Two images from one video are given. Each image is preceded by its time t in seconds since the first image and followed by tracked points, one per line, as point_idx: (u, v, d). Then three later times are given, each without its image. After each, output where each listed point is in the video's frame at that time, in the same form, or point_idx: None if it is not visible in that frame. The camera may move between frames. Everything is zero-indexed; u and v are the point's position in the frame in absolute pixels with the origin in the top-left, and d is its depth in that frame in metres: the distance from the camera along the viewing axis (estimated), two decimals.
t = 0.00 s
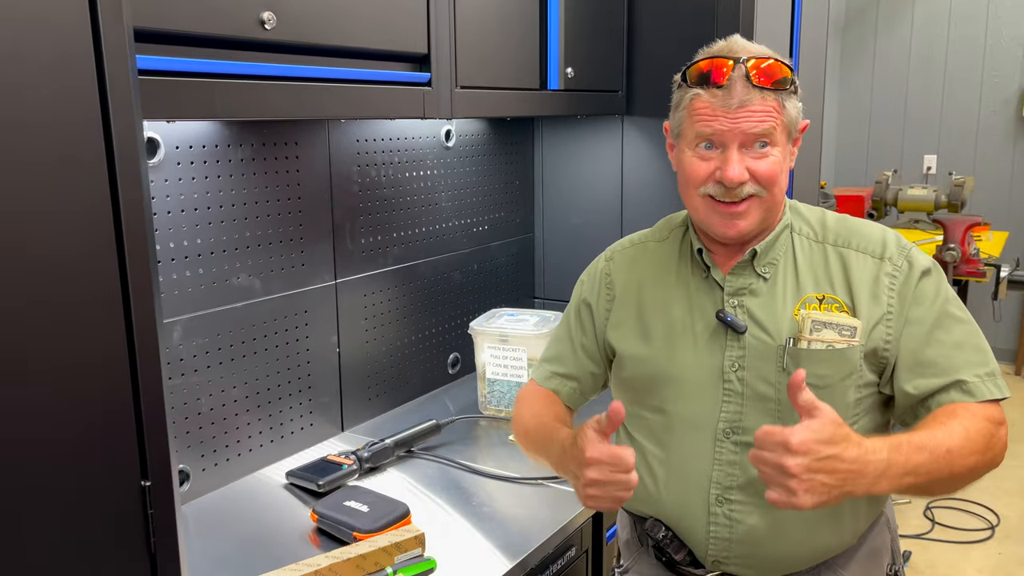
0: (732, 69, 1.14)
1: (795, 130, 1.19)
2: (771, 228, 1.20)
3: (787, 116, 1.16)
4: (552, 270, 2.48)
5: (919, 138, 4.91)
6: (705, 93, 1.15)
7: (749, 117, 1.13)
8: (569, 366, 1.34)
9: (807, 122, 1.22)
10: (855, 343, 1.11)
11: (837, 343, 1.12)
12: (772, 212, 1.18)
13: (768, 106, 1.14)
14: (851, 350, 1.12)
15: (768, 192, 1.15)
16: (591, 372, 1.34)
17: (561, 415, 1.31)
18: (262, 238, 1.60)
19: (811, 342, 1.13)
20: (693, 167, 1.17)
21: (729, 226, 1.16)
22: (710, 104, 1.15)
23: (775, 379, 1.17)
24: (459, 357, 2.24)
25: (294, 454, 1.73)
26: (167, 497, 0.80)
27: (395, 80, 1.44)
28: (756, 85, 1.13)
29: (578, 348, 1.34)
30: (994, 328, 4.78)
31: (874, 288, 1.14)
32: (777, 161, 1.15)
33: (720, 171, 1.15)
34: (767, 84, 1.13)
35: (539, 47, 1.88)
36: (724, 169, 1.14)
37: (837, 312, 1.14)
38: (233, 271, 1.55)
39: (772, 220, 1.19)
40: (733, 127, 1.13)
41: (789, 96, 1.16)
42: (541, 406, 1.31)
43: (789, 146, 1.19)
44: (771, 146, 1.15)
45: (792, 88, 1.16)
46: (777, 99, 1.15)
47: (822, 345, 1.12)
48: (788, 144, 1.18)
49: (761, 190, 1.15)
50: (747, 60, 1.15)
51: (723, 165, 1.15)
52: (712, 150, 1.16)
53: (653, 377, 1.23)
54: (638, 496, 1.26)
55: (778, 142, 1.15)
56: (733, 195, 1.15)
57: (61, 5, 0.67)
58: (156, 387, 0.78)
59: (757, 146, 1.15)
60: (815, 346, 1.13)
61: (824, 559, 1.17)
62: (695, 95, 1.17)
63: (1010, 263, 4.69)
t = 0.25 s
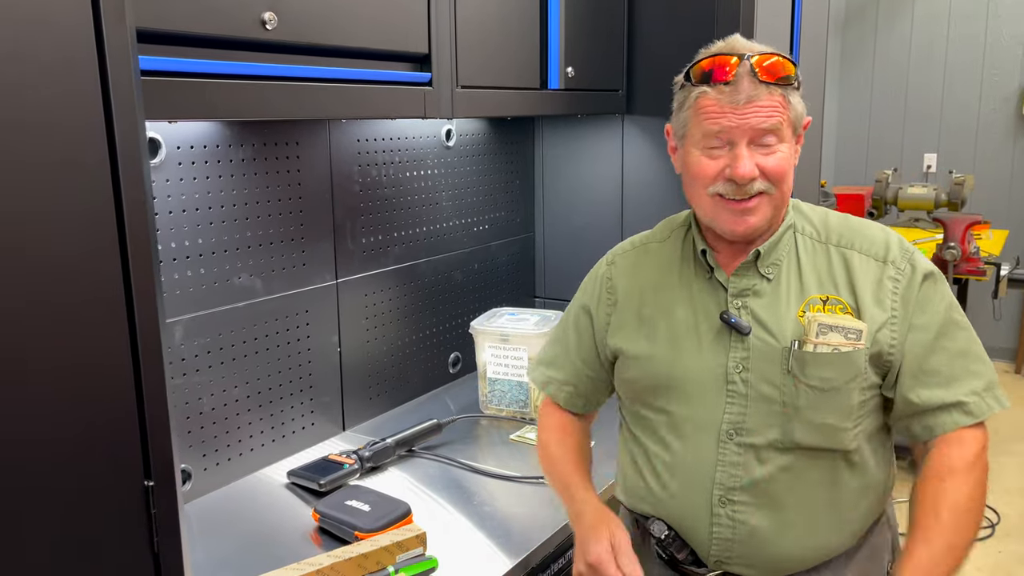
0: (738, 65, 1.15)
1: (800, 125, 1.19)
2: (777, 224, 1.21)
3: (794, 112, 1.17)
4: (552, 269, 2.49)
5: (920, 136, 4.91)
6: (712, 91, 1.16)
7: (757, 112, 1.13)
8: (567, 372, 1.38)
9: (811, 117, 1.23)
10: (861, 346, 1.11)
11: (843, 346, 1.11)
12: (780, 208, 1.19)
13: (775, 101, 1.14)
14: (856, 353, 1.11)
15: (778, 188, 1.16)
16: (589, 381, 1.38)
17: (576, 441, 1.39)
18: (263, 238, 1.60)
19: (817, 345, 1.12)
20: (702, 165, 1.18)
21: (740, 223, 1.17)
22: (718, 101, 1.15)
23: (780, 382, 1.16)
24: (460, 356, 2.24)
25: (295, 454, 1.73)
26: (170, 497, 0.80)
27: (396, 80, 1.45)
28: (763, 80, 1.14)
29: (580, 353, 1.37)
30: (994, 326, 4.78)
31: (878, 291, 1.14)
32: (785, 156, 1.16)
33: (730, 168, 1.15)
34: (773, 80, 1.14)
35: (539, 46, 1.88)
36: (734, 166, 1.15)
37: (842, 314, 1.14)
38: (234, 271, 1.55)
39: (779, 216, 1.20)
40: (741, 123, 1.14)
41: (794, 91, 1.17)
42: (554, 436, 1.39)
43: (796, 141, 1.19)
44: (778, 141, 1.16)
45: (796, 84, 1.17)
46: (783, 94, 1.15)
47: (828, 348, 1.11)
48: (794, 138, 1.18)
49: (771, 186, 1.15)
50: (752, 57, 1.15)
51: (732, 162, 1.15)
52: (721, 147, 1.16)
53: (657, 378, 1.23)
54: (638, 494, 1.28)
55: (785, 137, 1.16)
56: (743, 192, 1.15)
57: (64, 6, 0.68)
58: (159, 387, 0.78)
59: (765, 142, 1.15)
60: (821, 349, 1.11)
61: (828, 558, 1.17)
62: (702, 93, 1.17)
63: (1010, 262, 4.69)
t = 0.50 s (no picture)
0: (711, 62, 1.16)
1: (786, 121, 1.18)
2: (764, 225, 1.22)
3: (775, 107, 1.16)
4: (553, 268, 2.49)
5: (921, 133, 4.91)
6: (687, 88, 1.17)
7: (729, 108, 1.14)
8: (569, 368, 1.43)
9: (802, 112, 1.21)
10: (854, 354, 1.10)
11: (834, 354, 1.10)
12: (764, 204, 1.18)
13: (752, 97, 1.14)
14: (849, 361, 1.10)
15: (756, 184, 1.16)
16: (590, 381, 1.41)
17: (595, 441, 1.44)
18: (265, 237, 1.60)
19: (809, 353, 1.11)
20: (681, 163, 1.20)
21: (718, 220, 1.17)
22: (692, 98, 1.17)
23: (771, 387, 1.16)
24: (461, 355, 2.24)
25: (295, 453, 1.73)
26: (173, 496, 0.80)
27: (396, 79, 1.45)
28: (737, 76, 1.14)
29: (586, 352, 1.41)
30: (995, 324, 4.79)
31: (876, 300, 1.14)
32: (764, 152, 1.15)
33: (705, 165, 1.16)
34: (748, 74, 1.14)
35: (540, 44, 1.88)
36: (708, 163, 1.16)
37: (835, 319, 1.14)
38: (236, 270, 1.55)
39: (764, 212, 1.19)
40: (714, 119, 1.15)
41: (775, 86, 1.16)
42: (574, 437, 1.45)
43: (781, 136, 1.18)
44: (757, 137, 1.15)
45: (778, 78, 1.16)
46: (762, 89, 1.15)
47: (819, 356, 1.10)
48: (777, 134, 1.17)
49: (749, 183, 1.15)
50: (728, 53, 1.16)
51: (707, 158, 1.16)
52: (698, 145, 1.18)
53: (654, 379, 1.25)
54: (635, 491, 1.30)
55: (764, 133, 1.16)
56: (718, 187, 1.16)
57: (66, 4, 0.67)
58: (161, 386, 0.78)
59: (743, 137, 1.15)
60: (813, 357, 1.11)
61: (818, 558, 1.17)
62: (679, 91, 1.19)
63: (1011, 259, 4.69)
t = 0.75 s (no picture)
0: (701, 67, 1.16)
1: (779, 122, 1.18)
2: (761, 225, 1.22)
3: (766, 110, 1.16)
4: (556, 266, 2.49)
5: (922, 132, 4.91)
6: (678, 94, 1.17)
7: (720, 113, 1.14)
8: (579, 372, 1.42)
9: (796, 114, 1.21)
10: (856, 351, 1.10)
11: (838, 351, 1.10)
12: (760, 207, 1.18)
13: (743, 101, 1.14)
14: (851, 358, 1.10)
15: (751, 188, 1.15)
16: (597, 383, 1.41)
17: (602, 444, 1.43)
18: (267, 236, 1.60)
19: (812, 351, 1.10)
20: (675, 167, 1.20)
21: (714, 224, 1.17)
22: (683, 103, 1.17)
23: (774, 384, 1.15)
24: (464, 353, 2.24)
25: (298, 452, 1.73)
26: (177, 496, 0.78)
27: (399, 77, 1.44)
28: (727, 80, 1.14)
29: (589, 353, 1.41)
30: (997, 322, 4.78)
31: (877, 296, 1.14)
32: (757, 155, 1.15)
33: (698, 170, 1.16)
34: (738, 79, 1.14)
35: (542, 42, 1.88)
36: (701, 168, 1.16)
37: (836, 316, 1.14)
38: (238, 269, 1.54)
39: (760, 214, 1.19)
40: (705, 124, 1.15)
41: (766, 89, 1.16)
42: (582, 442, 1.43)
43: (774, 138, 1.18)
44: (749, 140, 1.15)
45: (769, 81, 1.16)
46: (753, 93, 1.15)
47: (823, 354, 1.10)
48: (770, 136, 1.17)
49: (744, 186, 1.15)
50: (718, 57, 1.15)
51: (700, 164, 1.16)
52: (690, 150, 1.18)
53: (658, 378, 1.24)
54: (640, 486, 1.30)
55: (757, 136, 1.16)
56: (713, 192, 1.15)
57: None
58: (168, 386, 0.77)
59: (735, 142, 1.15)
60: (816, 355, 1.10)
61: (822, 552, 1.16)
62: (670, 97, 1.19)
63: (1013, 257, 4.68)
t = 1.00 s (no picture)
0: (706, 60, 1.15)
1: (781, 115, 1.18)
2: (767, 218, 1.21)
3: (770, 103, 1.16)
4: (558, 263, 2.48)
5: (926, 129, 4.89)
6: (682, 86, 1.17)
7: (726, 105, 1.13)
8: (584, 372, 1.42)
9: (797, 107, 1.21)
10: (861, 340, 1.10)
11: (843, 341, 1.10)
12: (764, 200, 1.18)
13: (748, 93, 1.14)
14: (856, 347, 1.10)
15: (756, 180, 1.16)
16: (602, 384, 1.42)
17: (602, 447, 1.43)
18: (270, 233, 1.60)
19: (818, 341, 1.10)
20: (680, 161, 1.19)
21: (721, 217, 1.17)
22: (688, 96, 1.16)
23: (781, 375, 1.16)
24: (466, 350, 2.24)
25: (302, 448, 1.73)
26: (181, 492, 0.78)
27: (402, 73, 1.44)
28: (732, 72, 1.14)
29: (592, 353, 1.41)
30: (1000, 319, 4.77)
31: (879, 284, 1.14)
32: (762, 148, 1.15)
33: (704, 163, 1.16)
34: (743, 71, 1.14)
35: (545, 39, 1.87)
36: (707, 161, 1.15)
37: (840, 306, 1.14)
38: (241, 266, 1.54)
39: (764, 207, 1.19)
40: (711, 117, 1.14)
41: (769, 82, 1.16)
42: (583, 447, 1.43)
43: (777, 131, 1.18)
44: (754, 132, 1.15)
45: (771, 74, 1.16)
46: (757, 85, 1.15)
47: (829, 343, 1.10)
48: (774, 129, 1.17)
49: (749, 179, 1.15)
50: (722, 50, 1.15)
51: (706, 156, 1.16)
52: (695, 143, 1.17)
53: (663, 372, 1.24)
54: (647, 480, 1.30)
55: (762, 128, 1.16)
56: (719, 185, 1.15)
57: None
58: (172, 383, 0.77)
59: (740, 134, 1.15)
60: (822, 345, 1.10)
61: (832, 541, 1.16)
62: (675, 90, 1.18)
63: (1017, 255, 4.67)
